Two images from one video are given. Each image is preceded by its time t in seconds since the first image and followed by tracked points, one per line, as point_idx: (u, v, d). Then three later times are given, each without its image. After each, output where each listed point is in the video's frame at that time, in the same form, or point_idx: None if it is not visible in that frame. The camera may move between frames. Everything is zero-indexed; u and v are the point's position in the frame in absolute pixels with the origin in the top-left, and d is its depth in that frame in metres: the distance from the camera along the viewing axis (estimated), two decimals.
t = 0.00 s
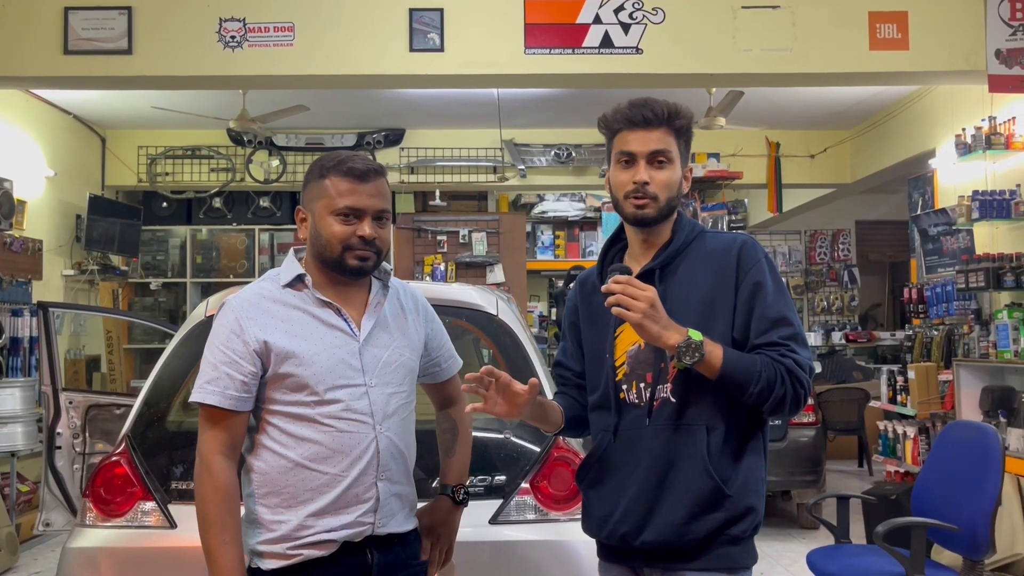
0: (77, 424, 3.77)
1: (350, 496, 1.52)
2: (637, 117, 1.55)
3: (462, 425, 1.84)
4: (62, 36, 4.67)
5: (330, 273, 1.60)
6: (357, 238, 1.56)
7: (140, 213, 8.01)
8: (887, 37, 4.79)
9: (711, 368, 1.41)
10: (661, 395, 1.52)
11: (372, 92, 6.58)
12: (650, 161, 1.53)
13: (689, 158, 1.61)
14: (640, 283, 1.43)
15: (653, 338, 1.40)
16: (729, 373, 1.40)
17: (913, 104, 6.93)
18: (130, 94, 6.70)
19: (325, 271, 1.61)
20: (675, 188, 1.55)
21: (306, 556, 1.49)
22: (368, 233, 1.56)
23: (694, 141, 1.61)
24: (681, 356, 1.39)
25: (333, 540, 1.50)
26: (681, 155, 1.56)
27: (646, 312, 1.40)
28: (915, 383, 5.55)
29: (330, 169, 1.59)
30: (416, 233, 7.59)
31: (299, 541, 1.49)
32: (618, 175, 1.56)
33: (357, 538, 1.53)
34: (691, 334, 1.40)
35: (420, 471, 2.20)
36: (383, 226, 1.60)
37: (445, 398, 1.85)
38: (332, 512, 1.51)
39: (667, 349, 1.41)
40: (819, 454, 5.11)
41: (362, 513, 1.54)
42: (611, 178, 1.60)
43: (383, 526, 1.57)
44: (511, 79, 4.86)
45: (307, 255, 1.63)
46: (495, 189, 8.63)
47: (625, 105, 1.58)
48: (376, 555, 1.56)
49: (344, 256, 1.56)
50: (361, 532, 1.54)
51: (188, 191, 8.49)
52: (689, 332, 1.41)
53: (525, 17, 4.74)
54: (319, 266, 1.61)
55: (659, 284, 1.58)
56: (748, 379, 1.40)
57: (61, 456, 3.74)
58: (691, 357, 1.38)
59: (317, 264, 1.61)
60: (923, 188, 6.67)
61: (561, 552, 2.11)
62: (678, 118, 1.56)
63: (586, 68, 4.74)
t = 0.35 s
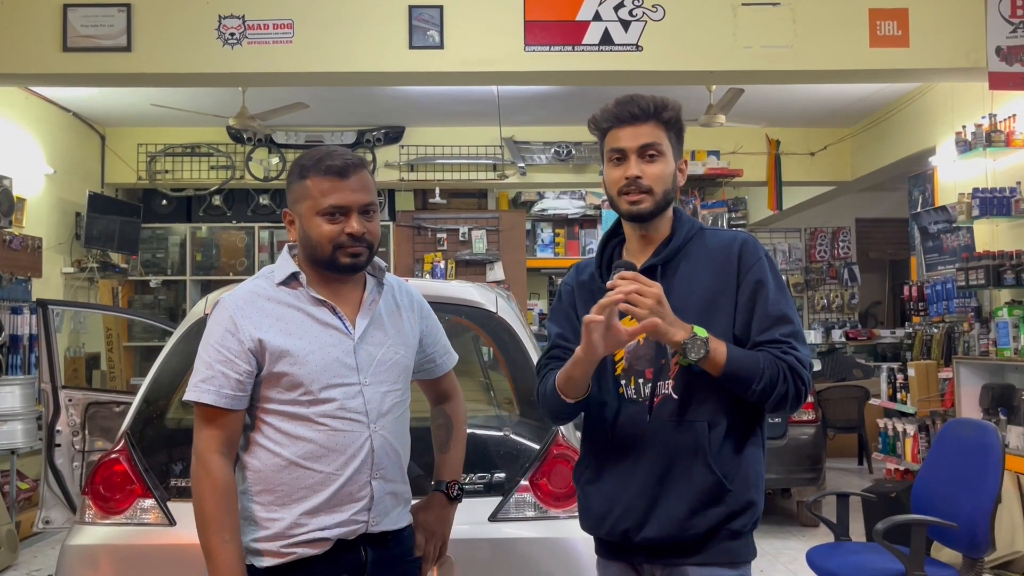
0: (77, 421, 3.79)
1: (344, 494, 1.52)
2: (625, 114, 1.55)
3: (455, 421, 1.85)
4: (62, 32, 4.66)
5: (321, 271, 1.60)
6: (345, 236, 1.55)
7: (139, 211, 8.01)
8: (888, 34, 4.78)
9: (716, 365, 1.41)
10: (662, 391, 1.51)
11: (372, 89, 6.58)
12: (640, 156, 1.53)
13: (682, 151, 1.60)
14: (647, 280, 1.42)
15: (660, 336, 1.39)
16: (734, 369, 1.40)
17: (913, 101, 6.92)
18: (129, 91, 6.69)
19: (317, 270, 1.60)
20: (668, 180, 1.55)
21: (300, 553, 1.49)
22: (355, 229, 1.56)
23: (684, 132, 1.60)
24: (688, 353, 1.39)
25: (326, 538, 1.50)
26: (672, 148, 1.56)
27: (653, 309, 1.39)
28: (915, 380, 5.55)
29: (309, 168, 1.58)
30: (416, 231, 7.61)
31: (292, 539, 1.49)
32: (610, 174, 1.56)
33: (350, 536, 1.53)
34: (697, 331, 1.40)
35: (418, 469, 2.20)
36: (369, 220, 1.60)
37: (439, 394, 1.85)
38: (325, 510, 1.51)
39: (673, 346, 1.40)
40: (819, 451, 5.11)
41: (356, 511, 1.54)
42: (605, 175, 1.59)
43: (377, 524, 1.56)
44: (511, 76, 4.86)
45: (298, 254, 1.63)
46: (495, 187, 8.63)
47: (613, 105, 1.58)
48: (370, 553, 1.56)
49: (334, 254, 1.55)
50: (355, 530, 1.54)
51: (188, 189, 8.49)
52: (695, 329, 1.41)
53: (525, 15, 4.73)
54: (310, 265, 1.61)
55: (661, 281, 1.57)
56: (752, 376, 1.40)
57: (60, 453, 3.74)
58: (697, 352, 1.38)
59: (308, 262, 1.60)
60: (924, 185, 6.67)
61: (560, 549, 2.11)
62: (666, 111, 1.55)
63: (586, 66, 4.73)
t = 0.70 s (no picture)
0: (77, 419, 3.80)
1: (339, 492, 1.52)
2: (638, 112, 1.55)
3: (455, 418, 1.86)
4: (61, 30, 4.66)
5: (316, 271, 1.60)
6: (337, 236, 1.56)
7: (139, 209, 8.01)
8: (888, 33, 4.78)
9: (724, 364, 1.41)
10: (667, 389, 1.51)
11: (373, 87, 6.58)
12: (654, 158, 1.53)
13: (689, 151, 1.61)
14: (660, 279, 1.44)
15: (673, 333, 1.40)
16: (742, 368, 1.41)
17: (913, 99, 6.92)
18: (129, 89, 6.68)
19: (311, 269, 1.61)
20: (677, 182, 1.55)
21: (296, 551, 1.50)
22: (348, 230, 1.56)
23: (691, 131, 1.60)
24: (699, 352, 1.39)
25: (323, 535, 1.51)
26: (682, 150, 1.57)
27: (668, 307, 1.41)
28: (914, 378, 5.55)
29: (300, 170, 1.57)
30: (416, 229, 7.60)
31: (288, 537, 1.50)
32: (620, 172, 1.56)
33: (346, 534, 1.53)
34: (707, 330, 1.40)
35: (417, 466, 2.20)
36: (363, 219, 1.60)
37: (439, 390, 1.85)
38: (321, 509, 1.51)
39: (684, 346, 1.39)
40: (819, 449, 5.12)
41: (352, 509, 1.54)
42: (611, 174, 1.59)
43: (373, 522, 1.56)
44: (511, 74, 4.86)
45: (293, 254, 1.63)
46: (495, 185, 8.64)
47: (625, 100, 1.58)
48: (366, 550, 1.56)
49: (327, 255, 1.56)
50: (351, 528, 1.54)
51: (188, 187, 8.48)
52: (706, 329, 1.40)
53: (525, 13, 4.73)
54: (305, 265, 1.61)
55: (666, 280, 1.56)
56: (759, 375, 1.41)
57: (60, 451, 3.75)
58: (708, 352, 1.38)
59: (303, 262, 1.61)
60: (924, 183, 6.66)
61: (560, 547, 2.11)
62: (679, 113, 1.56)
63: (586, 64, 4.73)
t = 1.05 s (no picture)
0: (77, 417, 3.79)
1: (340, 488, 1.52)
2: (621, 111, 1.55)
3: (457, 416, 1.85)
4: (61, 28, 4.66)
5: (319, 268, 1.59)
6: (343, 233, 1.55)
7: (139, 207, 8.00)
8: (887, 31, 4.77)
9: (719, 364, 1.41)
10: (665, 388, 1.51)
11: (372, 84, 6.58)
12: (642, 152, 1.53)
13: (681, 144, 1.60)
14: (650, 277, 1.41)
15: (664, 335, 1.39)
16: (737, 367, 1.40)
17: (913, 97, 6.91)
18: (128, 86, 6.67)
19: (315, 267, 1.60)
20: (671, 174, 1.55)
21: (297, 547, 1.50)
22: (352, 227, 1.56)
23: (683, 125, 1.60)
24: (692, 351, 1.39)
25: (324, 531, 1.51)
26: (673, 142, 1.56)
27: (656, 307, 1.39)
28: (914, 376, 5.55)
29: (302, 168, 1.58)
30: (416, 227, 7.59)
31: (289, 533, 1.50)
32: (613, 171, 1.57)
33: (347, 530, 1.54)
34: (700, 329, 1.40)
35: (418, 464, 2.20)
36: (366, 216, 1.60)
37: (442, 388, 1.85)
38: (322, 504, 1.51)
39: (676, 345, 1.40)
40: (818, 447, 5.12)
41: (353, 505, 1.54)
42: (606, 173, 1.60)
43: (374, 518, 1.57)
44: (511, 72, 4.85)
45: (296, 252, 1.63)
46: (495, 183, 8.64)
47: (607, 103, 1.58)
48: (367, 546, 1.56)
49: (332, 252, 1.55)
50: (352, 524, 1.54)
51: (187, 184, 8.48)
52: (699, 328, 1.41)
53: (525, 10, 4.73)
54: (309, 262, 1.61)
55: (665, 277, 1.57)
56: (756, 375, 1.40)
57: (60, 448, 3.75)
58: (700, 352, 1.38)
59: (306, 260, 1.60)
60: (924, 181, 6.66)
61: (559, 544, 2.11)
62: (662, 104, 1.55)
63: (586, 61, 4.73)
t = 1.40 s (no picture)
0: (76, 415, 3.79)
1: (347, 483, 1.52)
2: (628, 109, 1.55)
3: (460, 416, 1.82)
4: (61, 26, 4.65)
5: (328, 265, 1.60)
6: (357, 229, 1.56)
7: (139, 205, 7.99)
8: (887, 29, 4.77)
9: (704, 357, 1.40)
10: (654, 385, 1.51)
11: (372, 83, 6.57)
12: (643, 154, 1.53)
13: (685, 149, 1.60)
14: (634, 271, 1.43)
15: (646, 326, 1.40)
16: (720, 362, 1.39)
17: (913, 96, 6.90)
18: (127, 84, 6.66)
19: (324, 264, 1.61)
20: (670, 178, 1.55)
21: (304, 543, 1.50)
22: (366, 223, 1.56)
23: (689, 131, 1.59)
24: (674, 344, 1.38)
25: (332, 527, 1.51)
26: (675, 146, 1.55)
27: (638, 300, 1.40)
28: (913, 375, 5.56)
29: (316, 165, 1.58)
30: (416, 225, 7.57)
31: (296, 528, 1.50)
32: (611, 169, 1.56)
33: (354, 526, 1.53)
34: (684, 322, 1.39)
35: (420, 461, 2.20)
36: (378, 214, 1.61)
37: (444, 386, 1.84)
38: (330, 500, 1.51)
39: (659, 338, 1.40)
40: (818, 446, 5.12)
41: (360, 500, 1.54)
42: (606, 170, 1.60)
43: (381, 514, 1.56)
44: (511, 70, 4.85)
45: (304, 248, 1.63)
46: (495, 181, 8.63)
47: (617, 98, 1.58)
48: (373, 542, 1.56)
49: (348, 248, 1.56)
50: (359, 519, 1.54)
51: (187, 182, 8.47)
52: (683, 321, 1.40)
53: (524, 9, 4.73)
54: (317, 259, 1.61)
55: (655, 275, 1.57)
56: (742, 369, 1.39)
57: (60, 446, 3.75)
58: (682, 344, 1.38)
59: (315, 257, 1.61)
60: (923, 180, 6.65)
61: (559, 543, 2.11)
62: (671, 108, 1.55)
63: (586, 59, 4.72)
